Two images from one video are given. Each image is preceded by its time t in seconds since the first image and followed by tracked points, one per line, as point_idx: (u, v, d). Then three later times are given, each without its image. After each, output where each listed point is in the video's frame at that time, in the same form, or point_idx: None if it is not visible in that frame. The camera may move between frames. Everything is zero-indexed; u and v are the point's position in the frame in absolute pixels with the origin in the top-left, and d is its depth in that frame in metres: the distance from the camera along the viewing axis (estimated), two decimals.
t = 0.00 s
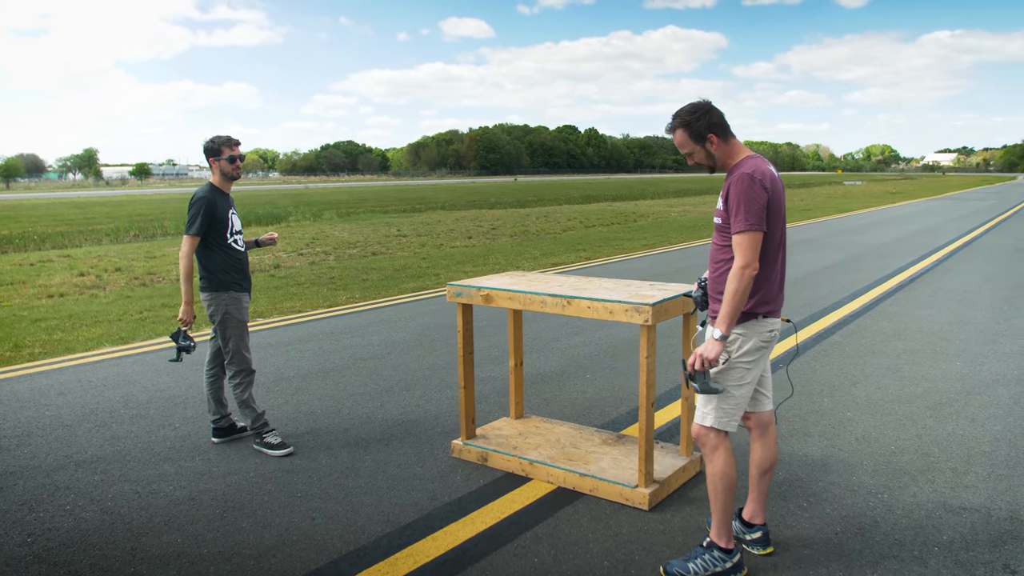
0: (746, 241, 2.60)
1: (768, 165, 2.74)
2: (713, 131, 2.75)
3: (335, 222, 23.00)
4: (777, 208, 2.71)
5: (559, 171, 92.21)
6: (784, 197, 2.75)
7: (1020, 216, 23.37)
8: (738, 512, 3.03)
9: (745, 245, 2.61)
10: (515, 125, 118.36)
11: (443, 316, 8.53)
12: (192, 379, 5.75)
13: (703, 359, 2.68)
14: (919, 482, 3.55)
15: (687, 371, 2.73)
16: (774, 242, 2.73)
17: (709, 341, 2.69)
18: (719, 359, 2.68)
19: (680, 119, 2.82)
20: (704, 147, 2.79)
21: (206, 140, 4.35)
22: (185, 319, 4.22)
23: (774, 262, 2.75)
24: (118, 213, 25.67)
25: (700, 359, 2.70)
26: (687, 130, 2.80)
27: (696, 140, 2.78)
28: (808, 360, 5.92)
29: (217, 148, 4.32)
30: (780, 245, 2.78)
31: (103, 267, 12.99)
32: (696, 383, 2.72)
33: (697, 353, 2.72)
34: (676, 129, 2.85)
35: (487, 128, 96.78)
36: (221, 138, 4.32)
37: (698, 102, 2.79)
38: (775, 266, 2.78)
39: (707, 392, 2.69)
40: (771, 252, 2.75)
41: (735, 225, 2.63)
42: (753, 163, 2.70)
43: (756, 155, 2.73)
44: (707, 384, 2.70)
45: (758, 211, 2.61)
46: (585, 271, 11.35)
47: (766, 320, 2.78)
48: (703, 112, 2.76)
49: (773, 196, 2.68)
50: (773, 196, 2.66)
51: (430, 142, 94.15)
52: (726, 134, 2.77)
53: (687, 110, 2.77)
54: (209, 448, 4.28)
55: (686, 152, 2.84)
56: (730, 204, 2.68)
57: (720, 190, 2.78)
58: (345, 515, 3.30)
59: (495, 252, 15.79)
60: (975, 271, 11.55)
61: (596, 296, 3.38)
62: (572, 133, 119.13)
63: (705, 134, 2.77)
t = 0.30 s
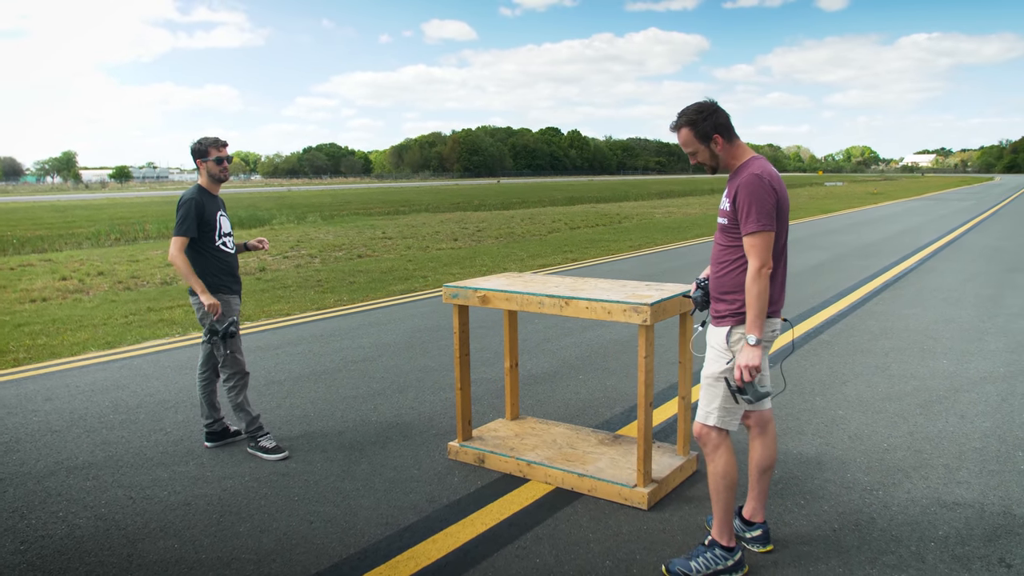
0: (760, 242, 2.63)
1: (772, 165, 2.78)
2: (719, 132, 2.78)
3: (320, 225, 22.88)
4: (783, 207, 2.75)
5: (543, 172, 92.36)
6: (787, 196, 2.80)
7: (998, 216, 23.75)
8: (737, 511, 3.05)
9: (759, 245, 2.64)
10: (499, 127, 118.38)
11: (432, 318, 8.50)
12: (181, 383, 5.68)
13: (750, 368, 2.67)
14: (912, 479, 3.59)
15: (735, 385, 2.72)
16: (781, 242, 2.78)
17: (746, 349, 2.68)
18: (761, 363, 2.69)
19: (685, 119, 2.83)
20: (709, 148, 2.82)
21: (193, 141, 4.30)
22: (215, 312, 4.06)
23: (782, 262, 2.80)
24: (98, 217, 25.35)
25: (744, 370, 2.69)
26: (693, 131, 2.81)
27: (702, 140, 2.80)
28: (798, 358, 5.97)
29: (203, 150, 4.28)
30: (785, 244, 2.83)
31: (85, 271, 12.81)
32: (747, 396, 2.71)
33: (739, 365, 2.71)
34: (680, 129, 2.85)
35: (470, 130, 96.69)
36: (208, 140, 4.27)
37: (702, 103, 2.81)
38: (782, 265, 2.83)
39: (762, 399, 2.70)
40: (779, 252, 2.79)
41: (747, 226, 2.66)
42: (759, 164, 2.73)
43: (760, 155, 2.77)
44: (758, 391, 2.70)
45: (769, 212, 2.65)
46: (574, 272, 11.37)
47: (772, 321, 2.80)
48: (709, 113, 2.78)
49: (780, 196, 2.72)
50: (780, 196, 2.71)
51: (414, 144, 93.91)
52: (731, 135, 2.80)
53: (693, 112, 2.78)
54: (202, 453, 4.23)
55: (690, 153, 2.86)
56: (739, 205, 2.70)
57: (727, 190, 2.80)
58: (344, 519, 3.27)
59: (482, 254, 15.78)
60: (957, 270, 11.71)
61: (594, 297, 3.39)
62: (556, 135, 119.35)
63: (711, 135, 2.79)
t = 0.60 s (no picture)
0: (761, 239, 2.66)
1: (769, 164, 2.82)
2: (721, 127, 2.79)
3: (304, 227, 22.75)
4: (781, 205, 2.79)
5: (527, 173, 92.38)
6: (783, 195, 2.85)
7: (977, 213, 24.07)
8: (733, 507, 3.07)
9: (760, 242, 2.67)
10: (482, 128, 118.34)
11: (421, 319, 8.47)
12: (170, 386, 5.62)
13: (756, 365, 2.68)
14: (904, 474, 3.62)
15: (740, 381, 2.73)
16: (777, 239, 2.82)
17: (752, 345, 2.68)
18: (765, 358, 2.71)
19: (688, 110, 2.83)
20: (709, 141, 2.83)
21: (179, 142, 4.26)
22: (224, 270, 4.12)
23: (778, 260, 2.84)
24: (79, 220, 25.04)
25: (748, 366, 2.70)
26: (695, 122, 2.82)
27: (703, 132, 2.80)
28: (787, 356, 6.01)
29: (189, 150, 4.23)
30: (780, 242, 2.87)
31: (68, 274, 12.64)
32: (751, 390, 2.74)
33: (744, 361, 2.70)
34: (683, 119, 2.85)
35: (454, 131, 96.55)
36: (194, 140, 4.23)
37: (706, 95, 2.81)
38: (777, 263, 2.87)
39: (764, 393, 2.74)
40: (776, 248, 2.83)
41: (749, 222, 2.68)
42: (758, 162, 2.76)
43: (760, 153, 2.80)
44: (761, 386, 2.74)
45: (769, 208, 2.68)
46: (561, 272, 11.38)
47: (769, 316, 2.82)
48: (713, 106, 2.79)
49: (778, 194, 2.76)
50: (779, 194, 2.75)
51: (397, 145, 93.61)
52: (732, 131, 2.82)
53: (698, 103, 2.78)
54: (193, 455, 4.19)
55: (689, 143, 2.86)
56: (740, 200, 2.72)
57: (726, 186, 2.82)
58: (339, 520, 3.25)
59: (468, 254, 15.75)
60: (939, 268, 11.84)
61: (588, 296, 3.39)
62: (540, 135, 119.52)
63: (712, 128, 2.80)
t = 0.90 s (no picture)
0: (756, 237, 2.67)
1: (775, 165, 2.83)
2: (730, 122, 2.82)
3: (300, 228, 22.70)
4: (782, 207, 2.78)
5: (523, 173, 92.39)
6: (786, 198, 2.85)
7: (971, 213, 24.12)
8: (733, 507, 3.07)
9: (755, 240, 2.67)
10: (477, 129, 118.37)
11: (418, 319, 8.47)
12: (168, 388, 5.60)
13: (726, 358, 2.71)
14: (903, 473, 3.63)
15: (710, 371, 2.76)
16: (776, 241, 2.81)
17: (727, 340, 2.72)
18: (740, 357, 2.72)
19: (701, 101, 2.87)
20: (716, 135, 2.85)
21: (173, 140, 4.21)
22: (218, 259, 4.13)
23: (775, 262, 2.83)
24: (74, 221, 24.97)
25: (721, 359, 2.74)
26: (706, 114, 2.86)
27: (712, 125, 2.83)
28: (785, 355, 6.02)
29: (183, 150, 4.17)
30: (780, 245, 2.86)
31: (64, 276, 12.60)
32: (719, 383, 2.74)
33: (718, 353, 2.75)
34: (695, 109, 2.89)
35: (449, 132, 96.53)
36: (188, 140, 4.16)
37: (722, 89, 2.84)
38: (774, 266, 2.86)
39: (732, 390, 2.72)
40: (773, 250, 2.83)
41: (745, 219, 2.69)
42: (762, 162, 2.77)
43: (765, 153, 2.81)
44: (731, 382, 2.72)
45: (768, 208, 2.69)
46: (558, 272, 11.38)
47: (762, 317, 2.83)
48: (725, 101, 2.82)
49: (779, 195, 2.76)
50: (780, 195, 2.75)
51: (392, 146, 93.51)
52: (741, 128, 2.84)
53: (711, 95, 2.82)
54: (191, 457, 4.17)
55: (697, 135, 2.89)
56: (739, 197, 2.74)
57: (728, 182, 2.84)
58: (339, 521, 3.24)
59: (465, 255, 15.75)
60: (936, 267, 11.86)
61: (587, 296, 3.38)
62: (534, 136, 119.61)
63: (721, 122, 2.83)
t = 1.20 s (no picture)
0: (755, 238, 2.67)
1: (778, 169, 2.83)
2: (735, 123, 2.83)
3: (297, 230, 22.67)
4: (784, 211, 2.78)
5: (521, 176, 92.45)
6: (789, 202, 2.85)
7: (969, 215, 24.17)
8: (734, 509, 3.06)
9: (753, 241, 2.68)
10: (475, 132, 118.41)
11: (417, 322, 8.46)
12: (167, 391, 5.59)
13: (715, 356, 2.73)
14: (904, 476, 3.63)
15: (700, 368, 2.78)
16: (777, 244, 2.81)
17: (718, 338, 2.73)
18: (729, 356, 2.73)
19: (709, 101, 2.88)
20: (721, 135, 2.86)
21: (169, 143, 4.18)
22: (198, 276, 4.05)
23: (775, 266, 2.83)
24: (71, 224, 24.90)
25: (711, 356, 2.75)
26: (713, 113, 2.87)
27: (718, 125, 2.84)
28: (785, 357, 6.03)
29: (179, 152, 4.15)
30: (782, 249, 2.86)
31: (61, 279, 12.56)
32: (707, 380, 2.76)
33: (709, 350, 2.77)
34: (702, 109, 2.90)
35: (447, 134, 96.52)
36: (183, 143, 4.13)
37: (729, 91, 2.85)
38: (775, 270, 2.86)
39: (718, 389, 2.74)
40: (774, 253, 2.83)
41: (746, 220, 2.70)
42: (766, 164, 2.78)
43: (770, 157, 2.82)
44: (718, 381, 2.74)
45: (769, 210, 2.69)
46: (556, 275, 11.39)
47: (761, 320, 2.82)
48: (732, 102, 2.83)
49: (781, 198, 2.76)
50: (781, 198, 2.75)
51: (390, 149, 93.47)
52: (746, 131, 2.85)
53: (718, 96, 2.83)
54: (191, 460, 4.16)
55: (703, 135, 2.90)
56: (741, 198, 2.74)
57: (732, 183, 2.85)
58: (340, 524, 3.24)
59: (463, 258, 15.73)
60: (934, 269, 11.88)
61: (588, 298, 3.38)
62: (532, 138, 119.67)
63: (727, 123, 2.84)
